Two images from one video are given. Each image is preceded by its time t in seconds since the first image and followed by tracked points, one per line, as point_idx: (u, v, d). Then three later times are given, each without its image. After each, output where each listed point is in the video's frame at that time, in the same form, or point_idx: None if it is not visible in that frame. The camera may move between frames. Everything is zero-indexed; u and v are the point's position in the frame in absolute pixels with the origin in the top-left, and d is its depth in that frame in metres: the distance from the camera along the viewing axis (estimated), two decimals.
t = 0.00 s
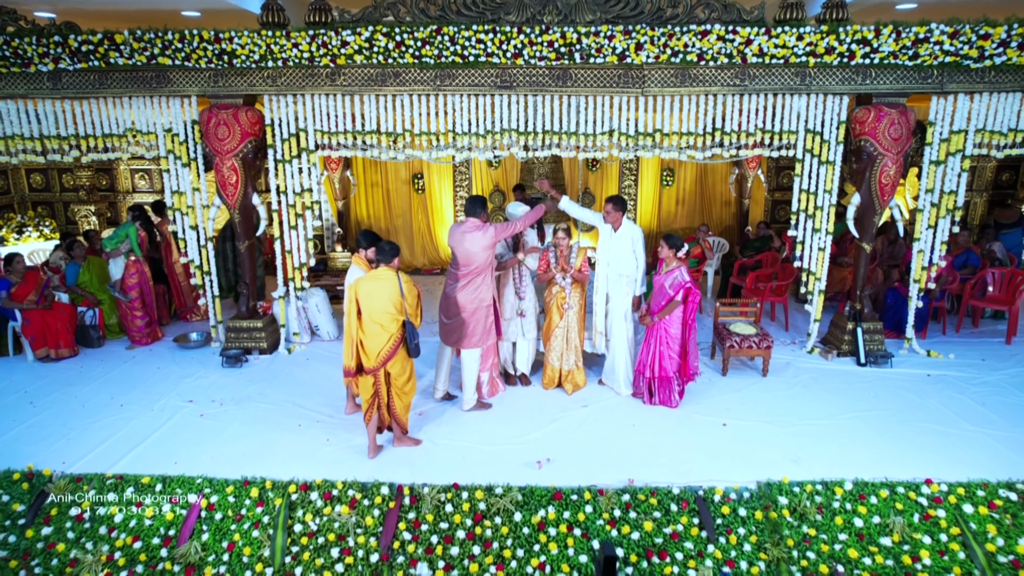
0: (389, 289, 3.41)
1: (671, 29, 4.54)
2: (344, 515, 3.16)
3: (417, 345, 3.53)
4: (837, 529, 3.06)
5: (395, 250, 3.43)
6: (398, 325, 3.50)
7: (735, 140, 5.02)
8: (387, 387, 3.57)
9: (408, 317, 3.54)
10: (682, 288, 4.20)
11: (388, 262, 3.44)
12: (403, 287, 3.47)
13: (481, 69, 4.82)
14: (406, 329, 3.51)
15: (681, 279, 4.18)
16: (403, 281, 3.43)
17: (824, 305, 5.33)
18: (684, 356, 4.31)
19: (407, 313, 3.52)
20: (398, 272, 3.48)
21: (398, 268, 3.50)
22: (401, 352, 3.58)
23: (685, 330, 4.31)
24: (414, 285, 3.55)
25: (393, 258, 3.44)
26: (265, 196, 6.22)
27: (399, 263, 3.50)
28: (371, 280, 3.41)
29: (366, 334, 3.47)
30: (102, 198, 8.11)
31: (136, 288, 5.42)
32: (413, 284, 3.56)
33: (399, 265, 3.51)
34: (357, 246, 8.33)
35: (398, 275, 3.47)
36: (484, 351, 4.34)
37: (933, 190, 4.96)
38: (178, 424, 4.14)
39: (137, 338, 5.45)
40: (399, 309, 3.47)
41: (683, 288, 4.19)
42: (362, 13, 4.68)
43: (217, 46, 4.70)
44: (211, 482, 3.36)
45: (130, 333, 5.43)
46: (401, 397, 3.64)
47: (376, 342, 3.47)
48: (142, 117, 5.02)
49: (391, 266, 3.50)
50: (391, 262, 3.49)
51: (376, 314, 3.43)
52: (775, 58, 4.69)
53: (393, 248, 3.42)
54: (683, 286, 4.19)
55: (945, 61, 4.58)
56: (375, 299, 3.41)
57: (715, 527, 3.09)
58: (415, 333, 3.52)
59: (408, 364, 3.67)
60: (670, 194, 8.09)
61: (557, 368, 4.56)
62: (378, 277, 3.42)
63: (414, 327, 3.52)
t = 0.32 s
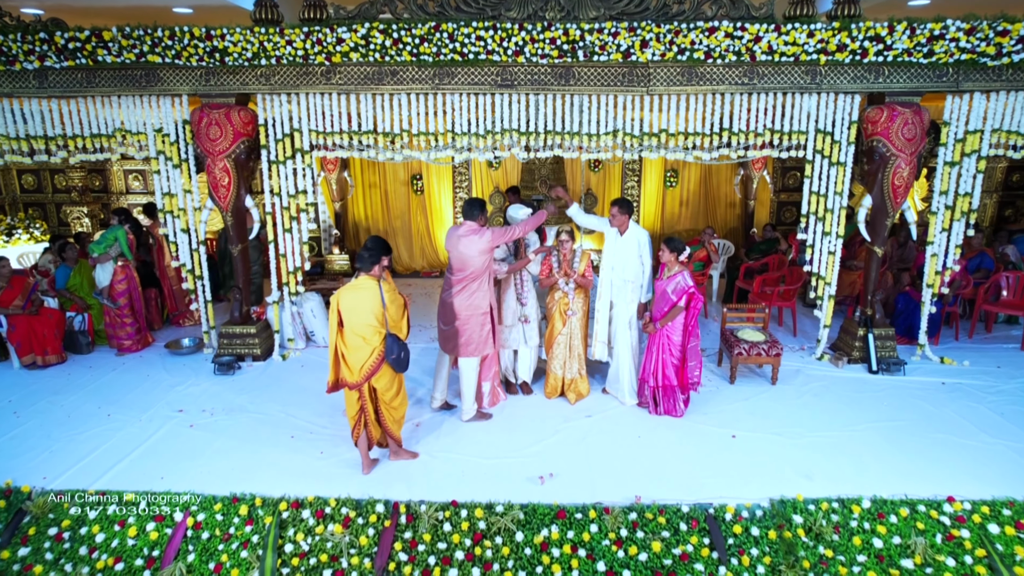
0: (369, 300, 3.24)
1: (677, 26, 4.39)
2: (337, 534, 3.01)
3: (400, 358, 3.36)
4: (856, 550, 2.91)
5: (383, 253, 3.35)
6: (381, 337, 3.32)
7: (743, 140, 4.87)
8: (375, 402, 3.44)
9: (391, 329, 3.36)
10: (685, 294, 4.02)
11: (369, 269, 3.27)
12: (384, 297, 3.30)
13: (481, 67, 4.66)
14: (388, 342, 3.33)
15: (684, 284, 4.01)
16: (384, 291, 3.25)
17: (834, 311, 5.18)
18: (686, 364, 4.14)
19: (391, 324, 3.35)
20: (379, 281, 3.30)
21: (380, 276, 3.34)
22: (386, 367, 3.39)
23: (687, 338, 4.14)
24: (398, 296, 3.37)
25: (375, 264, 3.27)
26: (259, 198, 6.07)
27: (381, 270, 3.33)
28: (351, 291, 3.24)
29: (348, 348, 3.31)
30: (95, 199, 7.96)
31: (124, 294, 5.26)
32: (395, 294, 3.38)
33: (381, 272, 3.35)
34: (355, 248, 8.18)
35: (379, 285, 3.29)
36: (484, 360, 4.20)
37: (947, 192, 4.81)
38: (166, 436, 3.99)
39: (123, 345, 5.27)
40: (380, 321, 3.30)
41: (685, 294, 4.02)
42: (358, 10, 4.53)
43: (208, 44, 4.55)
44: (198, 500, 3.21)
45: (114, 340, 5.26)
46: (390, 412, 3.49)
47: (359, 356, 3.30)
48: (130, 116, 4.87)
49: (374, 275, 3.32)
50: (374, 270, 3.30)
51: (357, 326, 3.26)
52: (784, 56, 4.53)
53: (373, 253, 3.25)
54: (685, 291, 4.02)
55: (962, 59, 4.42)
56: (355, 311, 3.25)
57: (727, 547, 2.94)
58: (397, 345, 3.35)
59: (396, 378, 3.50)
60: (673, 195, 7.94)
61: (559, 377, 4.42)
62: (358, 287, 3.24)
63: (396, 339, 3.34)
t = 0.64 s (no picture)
0: (351, 314, 3.05)
1: (684, 22, 4.22)
2: (327, 559, 2.83)
3: (385, 376, 3.15)
4: None
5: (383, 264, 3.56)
6: (367, 354, 3.11)
7: (752, 141, 4.69)
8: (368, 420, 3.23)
9: (379, 345, 3.14)
10: (694, 301, 3.87)
11: (355, 281, 3.08)
12: (371, 311, 3.07)
13: (480, 64, 4.48)
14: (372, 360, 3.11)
15: (693, 290, 3.86)
16: (369, 305, 3.04)
17: (845, 318, 5.00)
18: (695, 374, 3.99)
19: (378, 341, 3.12)
20: (366, 293, 3.09)
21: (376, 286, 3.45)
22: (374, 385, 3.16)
23: (695, 346, 3.97)
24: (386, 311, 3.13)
25: (363, 276, 3.08)
26: (252, 200, 5.89)
27: (371, 282, 3.14)
28: (338, 301, 3.08)
29: (335, 362, 3.15)
30: (86, 201, 7.79)
31: (113, 302, 5.10)
32: (386, 308, 3.15)
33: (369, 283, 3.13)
34: (352, 251, 8.01)
35: (366, 297, 3.08)
36: (484, 371, 4.05)
37: (964, 195, 4.63)
38: (149, 451, 3.81)
39: (111, 354, 5.09)
40: (366, 336, 3.09)
41: (695, 300, 3.87)
42: (352, 5, 4.36)
43: (197, 41, 4.38)
44: (179, 522, 3.05)
45: (101, 349, 5.07)
46: (385, 429, 3.26)
47: (344, 372, 3.12)
48: (115, 116, 4.68)
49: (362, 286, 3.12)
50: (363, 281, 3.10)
51: (342, 340, 3.09)
52: (796, 54, 4.36)
53: (360, 265, 3.07)
54: (695, 298, 3.87)
55: (981, 56, 4.25)
56: (342, 323, 3.08)
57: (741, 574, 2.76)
58: (383, 364, 3.14)
59: (392, 395, 3.26)
60: (677, 197, 7.77)
61: (562, 388, 4.25)
62: (345, 299, 3.07)
63: (382, 357, 3.13)
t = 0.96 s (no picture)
0: (346, 330, 2.87)
1: (692, 17, 4.03)
2: None
3: (374, 402, 2.91)
4: None
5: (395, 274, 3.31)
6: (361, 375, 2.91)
7: (762, 142, 4.49)
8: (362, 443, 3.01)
9: (374, 368, 2.91)
10: (699, 310, 3.64)
11: (356, 293, 2.88)
12: (368, 330, 2.86)
13: (478, 62, 4.28)
14: (364, 383, 2.90)
15: (698, 298, 3.64)
16: (365, 324, 2.83)
17: (857, 326, 4.81)
18: (705, 387, 3.78)
19: (373, 363, 2.90)
20: (365, 310, 2.88)
21: (378, 298, 3.15)
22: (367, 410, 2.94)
23: (703, 358, 3.76)
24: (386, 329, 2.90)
25: (364, 288, 2.89)
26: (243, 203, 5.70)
27: (372, 295, 2.94)
28: (337, 316, 2.90)
29: (332, 380, 2.98)
30: (75, 203, 7.59)
31: (98, 310, 4.90)
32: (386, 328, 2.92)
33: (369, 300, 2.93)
34: (347, 254, 7.82)
35: (364, 315, 2.87)
36: (480, 384, 3.90)
37: (984, 199, 4.42)
38: (128, 469, 3.62)
39: (95, 364, 4.89)
40: (361, 356, 2.89)
41: (700, 309, 3.64)
42: None
43: (181, 37, 4.18)
44: (155, 550, 2.86)
45: (85, 359, 4.86)
46: (377, 456, 3.01)
47: (339, 391, 2.95)
48: (96, 116, 4.48)
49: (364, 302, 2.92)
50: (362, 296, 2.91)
51: (337, 357, 2.91)
52: (808, 51, 4.16)
53: (360, 277, 2.87)
54: (700, 307, 3.64)
55: (1003, 53, 4.06)
56: (338, 340, 2.90)
57: None
58: (372, 389, 2.90)
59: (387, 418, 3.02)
60: (681, 200, 7.57)
61: (563, 402, 4.06)
62: (344, 314, 2.89)
63: (373, 381, 2.90)
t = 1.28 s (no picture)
0: (350, 349, 2.67)
1: (701, 13, 3.82)
2: None
3: (382, 427, 2.70)
4: None
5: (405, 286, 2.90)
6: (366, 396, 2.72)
7: (774, 144, 4.28)
8: (361, 470, 2.83)
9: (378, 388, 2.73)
10: (702, 321, 3.38)
11: (359, 308, 2.66)
12: (372, 348, 2.66)
13: (475, 60, 4.08)
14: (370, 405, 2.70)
15: (701, 309, 3.38)
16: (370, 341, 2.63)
17: (872, 336, 4.59)
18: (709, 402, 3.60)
19: (379, 382, 2.72)
20: (369, 327, 2.68)
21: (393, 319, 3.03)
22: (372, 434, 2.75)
23: (707, 373, 3.55)
24: (393, 345, 2.72)
25: (367, 302, 2.66)
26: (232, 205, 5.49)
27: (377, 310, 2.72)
28: (339, 333, 2.70)
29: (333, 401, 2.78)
30: (62, 205, 7.39)
31: (81, 318, 4.70)
32: (392, 343, 2.72)
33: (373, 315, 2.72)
34: (343, 258, 7.62)
35: (368, 332, 2.67)
36: (478, 401, 3.70)
37: (1007, 203, 4.21)
38: (104, 494, 3.43)
39: (77, 375, 4.68)
40: (367, 375, 2.70)
41: (703, 321, 3.38)
42: None
43: (163, 33, 3.98)
44: None
45: (66, 370, 4.64)
46: (374, 485, 2.83)
47: (342, 414, 2.75)
48: (74, 115, 4.27)
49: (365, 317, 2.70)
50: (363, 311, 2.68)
51: (341, 376, 2.72)
52: (823, 48, 3.94)
53: (362, 290, 2.65)
54: (702, 318, 3.39)
55: None
56: (340, 359, 2.70)
57: None
58: (379, 413, 2.70)
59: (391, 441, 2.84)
60: (686, 202, 7.36)
61: (565, 418, 3.87)
62: (346, 330, 2.69)
63: (379, 405, 2.70)
